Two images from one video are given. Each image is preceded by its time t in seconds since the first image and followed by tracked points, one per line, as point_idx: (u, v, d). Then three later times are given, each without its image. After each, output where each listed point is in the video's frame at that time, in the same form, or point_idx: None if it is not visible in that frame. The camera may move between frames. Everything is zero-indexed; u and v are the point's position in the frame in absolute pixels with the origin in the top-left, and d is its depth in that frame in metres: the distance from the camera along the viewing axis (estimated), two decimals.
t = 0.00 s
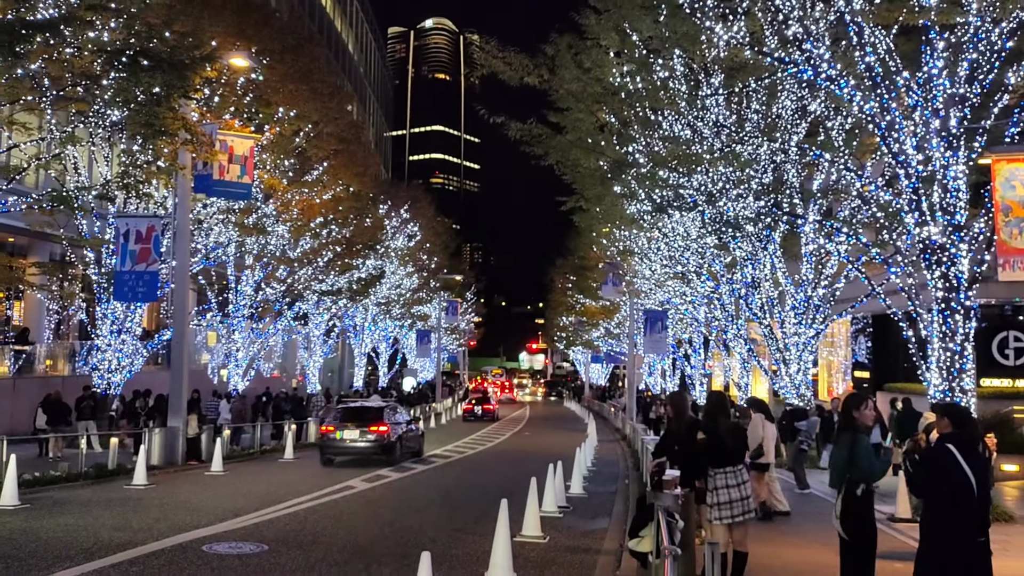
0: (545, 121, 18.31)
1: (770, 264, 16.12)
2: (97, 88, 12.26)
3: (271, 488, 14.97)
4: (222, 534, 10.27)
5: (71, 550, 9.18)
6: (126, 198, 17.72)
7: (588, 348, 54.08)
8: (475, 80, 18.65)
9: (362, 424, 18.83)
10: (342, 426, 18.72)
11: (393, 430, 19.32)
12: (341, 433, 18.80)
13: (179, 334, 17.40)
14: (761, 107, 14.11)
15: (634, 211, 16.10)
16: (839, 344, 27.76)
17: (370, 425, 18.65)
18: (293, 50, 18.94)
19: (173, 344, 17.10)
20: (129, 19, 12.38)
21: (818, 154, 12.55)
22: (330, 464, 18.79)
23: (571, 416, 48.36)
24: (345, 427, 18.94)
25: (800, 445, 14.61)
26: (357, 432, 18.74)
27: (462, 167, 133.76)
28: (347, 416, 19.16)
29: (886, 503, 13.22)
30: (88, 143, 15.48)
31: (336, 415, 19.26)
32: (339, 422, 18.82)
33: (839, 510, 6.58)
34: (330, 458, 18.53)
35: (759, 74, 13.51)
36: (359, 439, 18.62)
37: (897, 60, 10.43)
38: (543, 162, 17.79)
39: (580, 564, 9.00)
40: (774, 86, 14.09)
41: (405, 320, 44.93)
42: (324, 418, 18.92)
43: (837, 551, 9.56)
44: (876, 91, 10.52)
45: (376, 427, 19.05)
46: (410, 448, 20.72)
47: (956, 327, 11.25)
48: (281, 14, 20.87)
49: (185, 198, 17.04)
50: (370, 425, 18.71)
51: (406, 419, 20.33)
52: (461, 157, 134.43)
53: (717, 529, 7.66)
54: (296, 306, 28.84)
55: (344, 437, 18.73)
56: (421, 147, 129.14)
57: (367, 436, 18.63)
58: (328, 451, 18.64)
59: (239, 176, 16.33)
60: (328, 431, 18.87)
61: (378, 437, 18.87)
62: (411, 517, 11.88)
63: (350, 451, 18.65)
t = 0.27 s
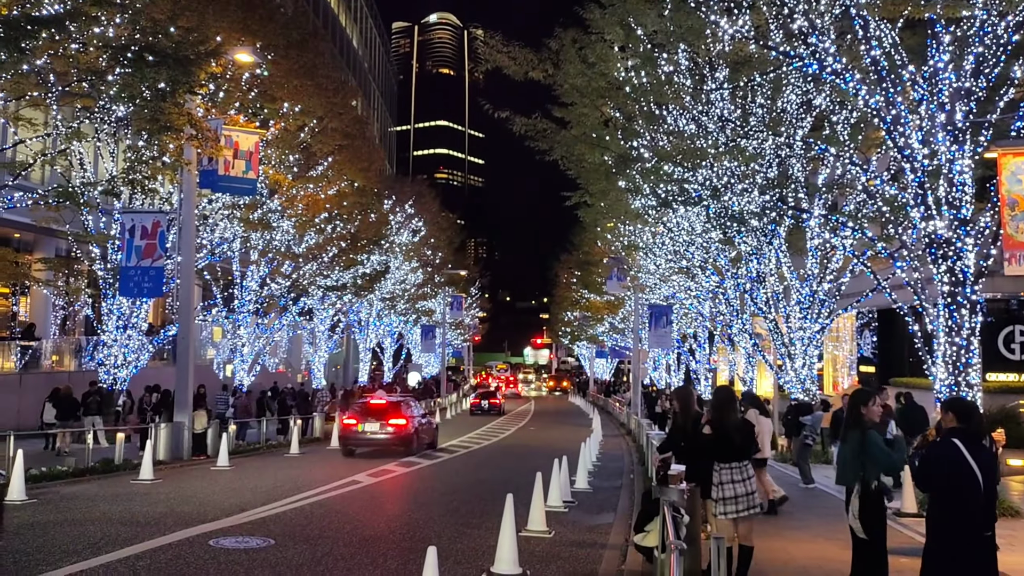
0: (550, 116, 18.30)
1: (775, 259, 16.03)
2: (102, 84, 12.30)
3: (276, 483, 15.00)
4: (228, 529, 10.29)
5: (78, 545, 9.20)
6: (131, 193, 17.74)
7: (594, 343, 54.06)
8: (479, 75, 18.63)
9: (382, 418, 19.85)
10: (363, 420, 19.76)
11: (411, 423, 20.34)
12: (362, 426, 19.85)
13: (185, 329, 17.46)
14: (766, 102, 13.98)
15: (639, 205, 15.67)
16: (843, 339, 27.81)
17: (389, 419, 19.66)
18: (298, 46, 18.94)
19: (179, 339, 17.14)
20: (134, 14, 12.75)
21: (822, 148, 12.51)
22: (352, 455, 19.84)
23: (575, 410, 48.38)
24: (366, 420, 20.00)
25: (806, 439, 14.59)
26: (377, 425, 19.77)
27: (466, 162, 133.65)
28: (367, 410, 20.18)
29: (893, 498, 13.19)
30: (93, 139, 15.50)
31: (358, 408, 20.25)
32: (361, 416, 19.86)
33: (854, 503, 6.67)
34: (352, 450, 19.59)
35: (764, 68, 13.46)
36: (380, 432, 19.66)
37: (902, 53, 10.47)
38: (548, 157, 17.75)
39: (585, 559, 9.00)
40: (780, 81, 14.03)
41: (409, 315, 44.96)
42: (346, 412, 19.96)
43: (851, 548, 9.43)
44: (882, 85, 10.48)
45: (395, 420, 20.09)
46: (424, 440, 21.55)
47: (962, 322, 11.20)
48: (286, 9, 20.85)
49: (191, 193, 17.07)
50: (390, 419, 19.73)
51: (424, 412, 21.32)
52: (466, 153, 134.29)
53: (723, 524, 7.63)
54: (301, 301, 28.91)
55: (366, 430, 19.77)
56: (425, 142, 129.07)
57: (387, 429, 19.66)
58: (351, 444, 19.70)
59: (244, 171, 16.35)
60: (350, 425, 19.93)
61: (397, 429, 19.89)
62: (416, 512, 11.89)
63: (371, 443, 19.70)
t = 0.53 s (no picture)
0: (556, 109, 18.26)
1: (783, 253, 15.97)
2: (110, 79, 12.33)
3: (282, 475, 15.02)
4: (237, 522, 10.34)
5: (88, 537, 9.27)
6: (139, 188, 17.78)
7: (600, 337, 54.10)
8: (485, 68, 18.60)
9: (402, 411, 21.21)
10: (385, 413, 21.15)
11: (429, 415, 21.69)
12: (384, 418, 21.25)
13: (194, 324, 17.51)
14: (774, 94, 13.89)
15: (646, 199, 15.46)
16: (852, 333, 27.68)
17: (409, 411, 21.02)
18: (305, 40, 18.96)
19: (187, 333, 17.21)
20: (141, 9, 12.70)
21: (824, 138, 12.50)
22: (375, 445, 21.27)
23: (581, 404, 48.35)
24: (388, 412, 21.39)
25: (813, 433, 14.57)
26: (398, 417, 21.14)
27: (472, 156, 133.33)
28: (389, 403, 21.58)
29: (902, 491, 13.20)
30: (101, 134, 15.54)
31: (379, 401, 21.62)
32: (383, 409, 21.24)
33: (879, 497, 6.63)
34: (375, 441, 20.95)
35: (772, 61, 13.41)
36: (400, 423, 21.05)
37: (912, 45, 10.35)
38: (554, 150, 17.70)
39: (593, 553, 9.01)
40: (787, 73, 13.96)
41: (416, 309, 44.99)
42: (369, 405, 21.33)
43: (859, 542, 9.43)
44: (891, 77, 10.39)
45: (415, 412, 21.44)
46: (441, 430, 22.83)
47: (971, 315, 11.19)
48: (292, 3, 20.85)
49: (198, 188, 17.11)
50: (410, 411, 21.09)
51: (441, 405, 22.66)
52: (472, 147, 134.24)
53: (730, 517, 7.64)
54: (308, 295, 28.99)
55: (387, 422, 21.15)
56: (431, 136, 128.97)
57: (406, 422, 21.04)
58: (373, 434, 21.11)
59: (251, 165, 16.38)
60: (373, 417, 21.35)
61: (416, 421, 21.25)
62: (424, 505, 11.94)
63: (392, 434, 21.09)
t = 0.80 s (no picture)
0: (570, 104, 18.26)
1: (800, 246, 16.03)
2: (126, 79, 12.42)
3: (301, 472, 15.11)
4: (256, 518, 10.43)
5: (111, 533, 9.39)
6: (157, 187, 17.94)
7: (616, 333, 54.04)
8: (499, 64, 18.62)
9: (429, 406, 22.21)
10: (413, 407, 22.14)
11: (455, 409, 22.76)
12: (411, 413, 22.24)
13: (212, 322, 17.65)
14: (791, 85, 13.97)
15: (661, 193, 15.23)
16: (870, 327, 27.55)
17: (436, 407, 22.08)
18: (319, 38, 19.03)
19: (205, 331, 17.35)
20: (157, 9, 12.70)
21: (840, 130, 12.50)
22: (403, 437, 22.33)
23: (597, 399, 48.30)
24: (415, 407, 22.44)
25: (833, 428, 14.52)
26: (424, 411, 22.21)
27: (485, 152, 133.31)
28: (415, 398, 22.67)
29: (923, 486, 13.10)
30: (119, 134, 15.69)
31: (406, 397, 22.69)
32: (411, 404, 22.25)
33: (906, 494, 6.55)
34: (403, 434, 22.07)
35: (788, 53, 13.42)
36: (427, 417, 22.14)
37: (930, 36, 10.26)
38: (569, 146, 17.69)
39: (610, 548, 9.02)
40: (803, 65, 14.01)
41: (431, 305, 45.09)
42: (398, 400, 22.29)
43: (878, 537, 9.38)
44: (908, 68, 10.34)
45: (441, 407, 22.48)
46: (464, 424, 23.86)
47: (992, 308, 11.09)
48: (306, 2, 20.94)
49: (215, 187, 17.22)
50: (436, 406, 22.14)
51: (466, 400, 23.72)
52: (485, 143, 134.28)
53: (748, 512, 7.62)
54: (324, 292, 29.14)
55: (415, 416, 22.23)
56: (445, 133, 128.99)
57: (433, 416, 22.09)
58: (403, 428, 22.15)
59: (267, 164, 16.48)
60: (401, 411, 22.32)
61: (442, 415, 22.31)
62: (442, 501, 11.99)
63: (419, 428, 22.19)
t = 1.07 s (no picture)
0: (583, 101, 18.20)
1: (816, 242, 15.91)
2: (142, 79, 12.49)
3: (317, 469, 15.17)
4: (273, 515, 10.47)
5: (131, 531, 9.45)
6: (173, 187, 18.03)
7: (630, 330, 53.94)
8: (512, 62, 18.58)
9: (453, 402, 23.12)
10: (438, 404, 23.04)
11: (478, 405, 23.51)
12: (436, 409, 23.12)
13: (228, 320, 17.72)
14: (805, 80, 13.92)
15: (675, 189, 15.11)
16: (886, 323, 27.48)
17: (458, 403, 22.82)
18: (332, 37, 19.06)
19: (222, 329, 17.45)
20: (172, 10, 12.85)
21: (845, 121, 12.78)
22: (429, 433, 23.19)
23: (611, 397, 48.21)
24: (439, 404, 23.19)
25: (851, 425, 14.44)
26: (448, 408, 22.94)
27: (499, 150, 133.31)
28: (440, 395, 23.41)
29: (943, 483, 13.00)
30: (135, 134, 15.79)
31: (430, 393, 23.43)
32: (435, 401, 23.13)
33: (924, 490, 6.43)
34: (428, 429, 22.83)
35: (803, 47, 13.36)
36: (451, 413, 22.89)
37: (945, 30, 10.16)
38: (582, 143, 17.65)
39: (626, 546, 9.01)
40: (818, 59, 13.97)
41: (445, 303, 45.15)
42: (423, 397, 23.20)
43: (898, 535, 9.32)
44: (925, 62, 10.25)
45: (464, 403, 23.22)
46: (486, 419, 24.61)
47: (1011, 303, 11.02)
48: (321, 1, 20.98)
49: (231, 186, 17.30)
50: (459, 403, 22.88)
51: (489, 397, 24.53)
52: (499, 141, 134.24)
53: (766, 510, 7.58)
54: (339, 290, 29.26)
55: (439, 412, 22.98)
56: (459, 131, 129.10)
57: (458, 411, 23.01)
58: (429, 424, 23.00)
59: (281, 163, 16.56)
60: (425, 407, 23.21)
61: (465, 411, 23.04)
62: (457, 498, 12.00)
63: (444, 423, 22.95)
